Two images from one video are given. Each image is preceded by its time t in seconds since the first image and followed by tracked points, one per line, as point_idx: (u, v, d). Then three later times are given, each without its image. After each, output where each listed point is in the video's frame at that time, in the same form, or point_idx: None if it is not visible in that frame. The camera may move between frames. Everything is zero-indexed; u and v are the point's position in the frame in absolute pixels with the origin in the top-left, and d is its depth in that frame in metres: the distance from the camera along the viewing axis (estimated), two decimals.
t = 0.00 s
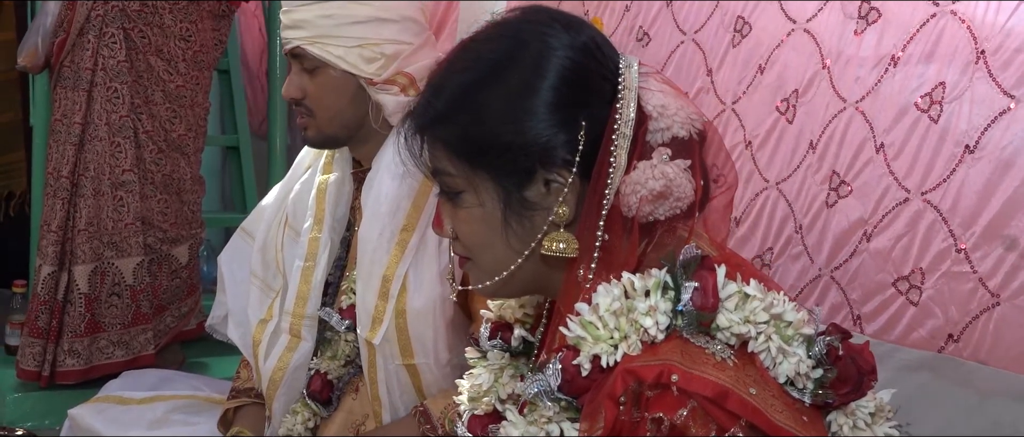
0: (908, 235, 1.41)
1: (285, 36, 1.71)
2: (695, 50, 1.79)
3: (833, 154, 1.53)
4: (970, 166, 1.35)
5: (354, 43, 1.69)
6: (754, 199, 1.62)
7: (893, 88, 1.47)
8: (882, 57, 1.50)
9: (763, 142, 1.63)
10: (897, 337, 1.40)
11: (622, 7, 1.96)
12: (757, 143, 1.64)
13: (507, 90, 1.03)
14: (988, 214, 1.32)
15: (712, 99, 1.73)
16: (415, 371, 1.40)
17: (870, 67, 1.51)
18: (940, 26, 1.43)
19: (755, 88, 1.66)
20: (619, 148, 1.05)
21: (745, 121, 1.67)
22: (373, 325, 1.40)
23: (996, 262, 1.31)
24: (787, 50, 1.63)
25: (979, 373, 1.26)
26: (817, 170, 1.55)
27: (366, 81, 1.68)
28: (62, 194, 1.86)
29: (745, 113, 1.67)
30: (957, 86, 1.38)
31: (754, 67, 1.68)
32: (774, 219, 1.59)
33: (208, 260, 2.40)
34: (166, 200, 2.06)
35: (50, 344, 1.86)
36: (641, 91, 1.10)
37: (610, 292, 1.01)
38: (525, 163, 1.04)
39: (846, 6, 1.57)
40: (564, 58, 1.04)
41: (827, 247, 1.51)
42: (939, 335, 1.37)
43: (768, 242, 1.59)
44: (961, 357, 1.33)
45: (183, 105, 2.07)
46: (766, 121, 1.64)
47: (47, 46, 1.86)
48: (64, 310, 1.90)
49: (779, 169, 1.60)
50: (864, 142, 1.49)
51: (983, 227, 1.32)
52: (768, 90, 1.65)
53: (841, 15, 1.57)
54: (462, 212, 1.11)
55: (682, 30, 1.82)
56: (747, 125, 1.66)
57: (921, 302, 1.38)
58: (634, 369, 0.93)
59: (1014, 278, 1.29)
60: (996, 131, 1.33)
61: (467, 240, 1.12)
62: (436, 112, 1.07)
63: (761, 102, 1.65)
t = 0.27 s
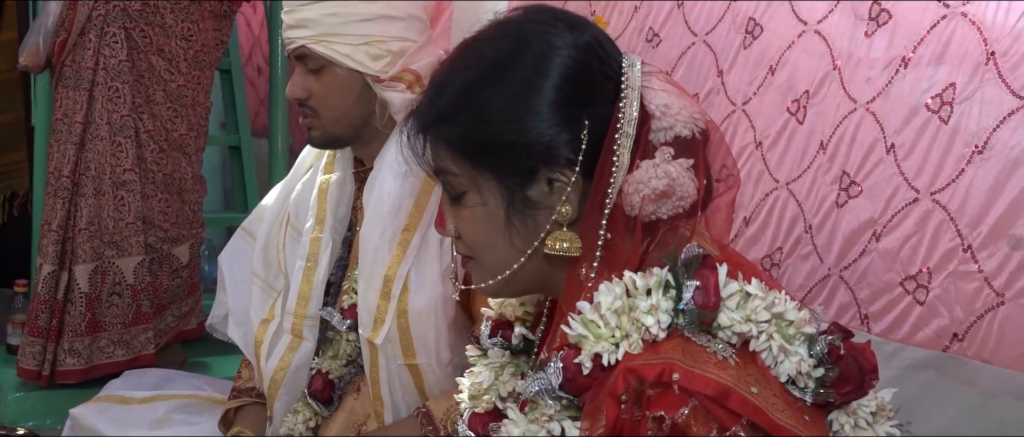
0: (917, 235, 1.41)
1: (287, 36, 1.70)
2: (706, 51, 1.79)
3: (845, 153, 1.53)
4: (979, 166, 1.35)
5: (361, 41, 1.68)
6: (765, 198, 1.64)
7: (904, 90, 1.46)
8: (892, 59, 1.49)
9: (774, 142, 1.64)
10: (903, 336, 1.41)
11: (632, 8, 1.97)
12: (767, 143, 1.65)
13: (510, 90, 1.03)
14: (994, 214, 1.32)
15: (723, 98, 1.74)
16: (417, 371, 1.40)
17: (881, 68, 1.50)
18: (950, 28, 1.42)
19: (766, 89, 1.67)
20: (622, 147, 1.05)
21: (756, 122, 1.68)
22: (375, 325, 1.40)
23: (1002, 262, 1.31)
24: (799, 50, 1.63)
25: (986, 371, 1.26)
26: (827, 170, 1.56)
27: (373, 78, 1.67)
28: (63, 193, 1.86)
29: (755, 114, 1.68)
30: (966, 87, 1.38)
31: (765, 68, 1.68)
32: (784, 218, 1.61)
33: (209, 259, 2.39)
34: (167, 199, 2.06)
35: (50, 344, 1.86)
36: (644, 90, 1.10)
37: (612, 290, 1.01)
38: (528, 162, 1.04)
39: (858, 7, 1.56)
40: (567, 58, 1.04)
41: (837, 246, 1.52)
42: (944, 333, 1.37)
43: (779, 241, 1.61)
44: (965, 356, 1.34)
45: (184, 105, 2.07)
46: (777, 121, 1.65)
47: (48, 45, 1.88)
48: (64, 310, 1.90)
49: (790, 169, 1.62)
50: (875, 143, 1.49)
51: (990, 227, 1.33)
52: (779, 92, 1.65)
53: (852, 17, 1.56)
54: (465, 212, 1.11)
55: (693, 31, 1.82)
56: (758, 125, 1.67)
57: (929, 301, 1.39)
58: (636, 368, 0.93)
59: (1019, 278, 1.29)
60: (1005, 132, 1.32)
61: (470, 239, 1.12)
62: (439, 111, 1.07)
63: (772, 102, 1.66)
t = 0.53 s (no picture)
0: (924, 234, 1.40)
1: (309, 37, 1.62)
2: (715, 51, 1.81)
3: (853, 155, 1.53)
4: (987, 166, 1.33)
5: (393, 37, 1.66)
6: (773, 198, 1.66)
7: (914, 91, 1.44)
8: (903, 60, 1.47)
9: (784, 142, 1.65)
10: (910, 334, 1.41)
11: (637, 7, 2.01)
12: (777, 144, 1.66)
13: (513, 89, 1.03)
14: (1003, 213, 1.30)
15: (734, 98, 1.75)
16: (420, 370, 1.40)
17: (891, 69, 1.48)
18: (961, 30, 1.39)
19: (776, 90, 1.67)
20: (625, 146, 1.06)
21: (766, 122, 1.69)
22: (379, 324, 1.40)
23: (1010, 262, 1.29)
24: (810, 50, 1.62)
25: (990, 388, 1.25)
26: (837, 170, 1.56)
27: (402, 73, 1.68)
28: (65, 193, 1.86)
29: (765, 114, 1.69)
30: (976, 88, 1.35)
31: (774, 69, 1.68)
32: (793, 218, 1.62)
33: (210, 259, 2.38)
34: (169, 198, 2.06)
35: (53, 342, 1.87)
36: (647, 90, 1.10)
37: (615, 289, 1.01)
38: (531, 161, 1.04)
39: (869, 9, 1.54)
40: (570, 57, 1.05)
41: (844, 245, 1.53)
42: (951, 332, 1.36)
43: (786, 241, 1.63)
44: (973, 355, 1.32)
45: (186, 104, 2.07)
46: (787, 122, 1.65)
47: (51, 44, 1.89)
48: (67, 309, 1.90)
49: (798, 170, 1.62)
50: (884, 144, 1.48)
51: (997, 227, 1.31)
52: (789, 93, 1.65)
53: (863, 18, 1.54)
54: (469, 211, 1.11)
55: (700, 31, 1.84)
56: (769, 126, 1.68)
57: (936, 301, 1.38)
58: (638, 366, 0.93)
59: None
60: (1015, 131, 1.30)
61: (473, 238, 1.12)
62: (443, 110, 1.08)
63: (782, 103, 1.66)
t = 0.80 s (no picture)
0: (938, 236, 1.40)
1: (333, 37, 1.63)
2: (713, 50, 1.79)
3: (861, 157, 1.52)
4: (1001, 169, 1.33)
5: (416, 33, 1.69)
6: (782, 198, 1.64)
7: (922, 93, 1.44)
8: (911, 61, 1.47)
9: (788, 142, 1.64)
10: (925, 334, 1.41)
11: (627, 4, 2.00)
12: (781, 144, 1.65)
13: (516, 89, 1.03)
14: (1017, 214, 1.31)
15: (734, 98, 1.74)
16: (424, 369, 1.41)
17: (899, 69, 1.48)
18: (971, 31, 1.40)
19: (778, 90, 1.66)
20: (629, 146, 1.05)
21: (768, 122, 1.68)
22: (384, 323, 1.41)
23: None
24: (812, 50, 1.62)
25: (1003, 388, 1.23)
26: (845, 171, 1.55)
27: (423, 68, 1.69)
28: (69, 192, 1.87)
29: (767, 114, 1.68)
30: (988, 89, 1.36)
31: (776, 68, 1.67)
32: (803, 216, 1.60)
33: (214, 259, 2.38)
34: (173, 198, 2.06)
35: (56, 341, 1.88)
36: (650, 89, 1.10)
37: (619, 289, 1.01)
38: (536, 162, 1.05)
39: (873, 7, 1.55)
40: (573, 57, 1.05)
41: (857, 245, 1.51)
42: (966, 333, 1.36)
43: (797, 241, 1.61)
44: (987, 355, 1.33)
45: (190, 104, 2.07)
46: (791, 122, 1.64)
47: (55, 44, 1.90)
48: (70, 307, 1.91)
49: (806, 170, 1.61)
50: (894, 144, 1.48)
51: (1012, 228, 1.31)
52: (793, 94, 1.64)
53: (867, 17, 1.55)
54: (474, 212, 1.11)
55: (698, 29, 1.83)
56: (773, 124, 1.67)
57: (950, 301, 1.38)
58: (642, 365, 0.93)
59: None
60: None
61: (477, 239, 1.12)
62: (446, 111, 1.08)
63: (785, 102, 1.65)
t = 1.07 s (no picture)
0: (942, 236, 1.44)
1: (340, 36, 1.63)
2: (692, 45, 1.80)
3: (864, 157, 1.55)
4: (1006, 169, 1.38)
5: (421, 32, 1.69)
6: (777, 198, 1.66)
7: (926, 93, 1.48)
8: (914, 62, 1.50)
9: (782, 141, 1.65)
10: (930, 335, 1.43)
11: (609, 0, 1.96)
12: (772, 142, 1.66)
13: (517, 89, 1.03)
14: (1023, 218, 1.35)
15: (716, 96, 1.74)
16: (426, 369, 1.41)
17: (902, 70, 1.51)
18: (975, 32, 1.44)
19: (767, 88, 1.68)
20: (630, 146, 1.05)
21: (760, 120, 1.68)
22: (386, 323, 1.41)
23: None
24: (805, 49, 1.64)
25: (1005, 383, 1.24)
26: (846, 171, 1.57)
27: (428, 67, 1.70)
28: (71, 192, 1.88)
29: (758, 112, 1.69)
30: (993, 91, 1.40)
31: (765, 66, 1.69)
32: (800, 215, 1.62)
33: (215, 259, 2.38)
34: (174, 198, 2.07)
35: (58, 341, 1.88)
36: (651, 89, 1.10)
37: (620, 290, 1.01)
38: (537, 162, 1.05)
39: (872, 8, 1.57)
40: (574, 57, 1.05)
41: (859, 245, 1.54)
42: (972, 334, 1.39)
43: (796, 241, 1.63)
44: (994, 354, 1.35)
45: (192, 104, 2.07)
46: (785, 120, 1.65)
47: (57, 43, 1.90)
48: (72, 307, 1.91)
49: (803, 169, 1.63)
50: (898, 145, 1.51)
51: (1017, 228, 1.36)
52: (784, 92, 1.66)
53: (866, 17, 1.58)
54: (475, 212, 1.11)
55: (676, 26, 1.83)
56: (762, 125, 1.68)
57: (955, 301, 1.42)
58: (644, 366, 0.93)
59: None
60: None
61: (478, 239, 1.13)
62: (447, 111, 1.08)
63: (775, 100, 1.67)
